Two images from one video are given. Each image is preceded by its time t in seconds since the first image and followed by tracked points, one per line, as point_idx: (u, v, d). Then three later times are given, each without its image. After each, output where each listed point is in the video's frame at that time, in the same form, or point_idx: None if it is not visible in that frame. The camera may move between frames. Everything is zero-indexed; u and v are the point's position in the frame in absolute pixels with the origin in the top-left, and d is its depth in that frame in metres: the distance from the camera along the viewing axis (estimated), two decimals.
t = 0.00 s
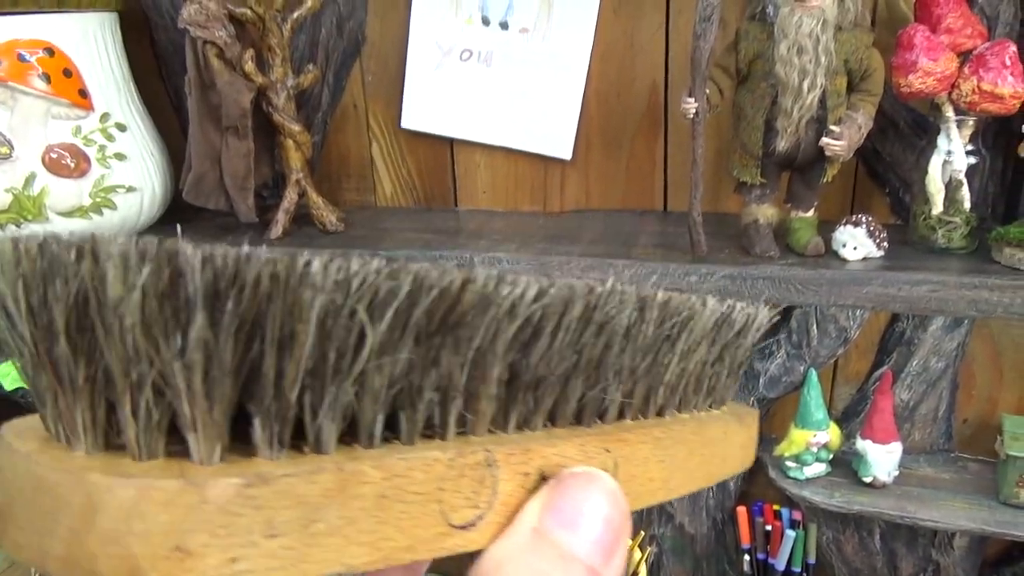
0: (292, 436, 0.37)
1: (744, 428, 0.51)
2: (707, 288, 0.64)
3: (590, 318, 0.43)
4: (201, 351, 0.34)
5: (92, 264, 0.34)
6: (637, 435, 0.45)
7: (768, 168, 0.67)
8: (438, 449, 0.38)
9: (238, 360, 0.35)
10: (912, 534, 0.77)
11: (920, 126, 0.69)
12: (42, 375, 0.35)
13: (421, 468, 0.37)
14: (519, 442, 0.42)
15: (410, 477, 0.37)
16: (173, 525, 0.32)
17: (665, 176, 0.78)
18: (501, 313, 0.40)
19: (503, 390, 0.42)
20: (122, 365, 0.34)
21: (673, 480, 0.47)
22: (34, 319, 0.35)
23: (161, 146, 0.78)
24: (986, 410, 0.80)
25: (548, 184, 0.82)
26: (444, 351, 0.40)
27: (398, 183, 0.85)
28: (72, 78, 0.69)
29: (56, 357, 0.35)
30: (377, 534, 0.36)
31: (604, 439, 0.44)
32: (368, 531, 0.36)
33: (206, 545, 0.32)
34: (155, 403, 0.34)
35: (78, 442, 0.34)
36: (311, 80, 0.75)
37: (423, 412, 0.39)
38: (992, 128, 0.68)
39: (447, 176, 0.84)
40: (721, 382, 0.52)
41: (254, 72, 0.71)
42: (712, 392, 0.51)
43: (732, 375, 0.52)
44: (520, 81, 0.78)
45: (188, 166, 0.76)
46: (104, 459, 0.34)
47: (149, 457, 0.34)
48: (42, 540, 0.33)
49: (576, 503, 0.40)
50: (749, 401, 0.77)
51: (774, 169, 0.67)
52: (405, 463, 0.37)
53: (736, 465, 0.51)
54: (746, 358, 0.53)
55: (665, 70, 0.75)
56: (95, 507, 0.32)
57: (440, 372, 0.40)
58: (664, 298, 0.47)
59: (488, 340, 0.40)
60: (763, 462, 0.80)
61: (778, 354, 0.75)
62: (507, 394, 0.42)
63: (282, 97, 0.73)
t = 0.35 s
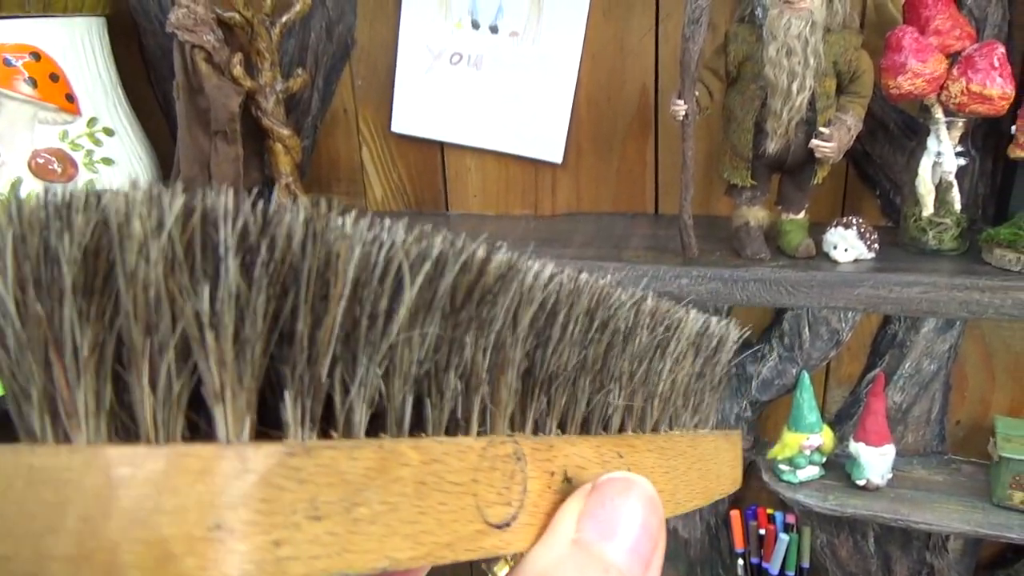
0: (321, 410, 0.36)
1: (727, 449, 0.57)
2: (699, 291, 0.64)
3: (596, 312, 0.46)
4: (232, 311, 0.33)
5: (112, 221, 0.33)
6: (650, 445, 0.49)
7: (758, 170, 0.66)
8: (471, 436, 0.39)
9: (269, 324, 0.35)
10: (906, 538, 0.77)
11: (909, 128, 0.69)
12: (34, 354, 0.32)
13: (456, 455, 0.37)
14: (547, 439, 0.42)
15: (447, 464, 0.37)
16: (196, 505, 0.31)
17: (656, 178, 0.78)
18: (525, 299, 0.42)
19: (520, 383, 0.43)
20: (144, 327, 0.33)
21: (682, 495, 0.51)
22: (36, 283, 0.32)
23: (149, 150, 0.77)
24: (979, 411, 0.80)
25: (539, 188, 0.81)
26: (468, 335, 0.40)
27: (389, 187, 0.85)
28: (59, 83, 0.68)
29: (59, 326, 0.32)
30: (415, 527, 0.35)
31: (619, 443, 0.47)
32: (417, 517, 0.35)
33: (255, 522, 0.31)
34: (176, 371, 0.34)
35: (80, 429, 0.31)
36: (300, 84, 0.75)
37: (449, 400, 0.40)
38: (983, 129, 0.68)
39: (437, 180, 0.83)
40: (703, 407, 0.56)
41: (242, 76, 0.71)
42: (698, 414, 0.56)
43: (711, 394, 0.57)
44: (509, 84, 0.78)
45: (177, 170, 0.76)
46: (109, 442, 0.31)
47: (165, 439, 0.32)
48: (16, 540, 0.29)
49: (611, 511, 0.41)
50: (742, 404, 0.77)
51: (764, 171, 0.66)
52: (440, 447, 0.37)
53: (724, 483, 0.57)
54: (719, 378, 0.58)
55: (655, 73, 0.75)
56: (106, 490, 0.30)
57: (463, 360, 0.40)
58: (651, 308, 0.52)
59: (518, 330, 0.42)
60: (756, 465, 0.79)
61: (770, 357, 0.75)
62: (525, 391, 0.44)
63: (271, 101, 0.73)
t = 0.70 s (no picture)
0: (325, 403, 0.34)
1: (698, 475, 0.59)
2: (695, 294, 0.64)
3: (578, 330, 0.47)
4: (252, 300, 0.32)
5: (136, 211, 0.32)
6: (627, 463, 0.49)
7: (753, 173, 0.67)
8: (467, 441, 0.37)
9: (285, 318, 0.34)
10: (902, 540, 0.77)
11: (903, 131, 0.70)
12: (46, 345, 0.31)
13: (456, 458, 0.36)
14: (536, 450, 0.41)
15: (447, 466, 0.36)
16: (219, 489, 0.29)
17: (651, 182, 0.78)
18: (519, 310, 0.42)
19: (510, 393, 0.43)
20: (164, 316, 0.32)
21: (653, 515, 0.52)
22: (54, 274, 0.31)
23: (143, 154, 0.77)
24: (973, 413, 0.80)
25: (534, 192, 0.81)
26: (468, 342, 0.40)
27: (384, 191, 0.85)
28: (52, 87, 0.68)
29: (78, 315, 0.31)
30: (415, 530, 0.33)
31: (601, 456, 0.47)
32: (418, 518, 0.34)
33: (270, 512, 0.30)
34: (193, 362, 0.32)
35: (90, 420, 0.30)
36: (295, 88, 0.75)
37: (447, 408, 0.39)
38: (975, 132, 0.69)
39: (432, 184, 0.83)
40: (669, 424, 0.60)
41: (237, 81, 0.70)
42: (665, 433, 0.59)
43: (677, 413, 0.60)
44: (504, 89, 0.78)
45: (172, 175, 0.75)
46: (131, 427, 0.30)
47: (179, 429, 0.31)
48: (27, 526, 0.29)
49: (597, 520, 0.41)
50: (737, 407, 0.77)
51: (758, 174, 0.67)
52: (441, 450, 0.35)
53: (693, 506, 0.58)
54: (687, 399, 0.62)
55: (649, 77, 0.75)
56: (123, 476, 0.28)
57: (460, 366, 0.40)
58: (631, 329, 0.54)
59: (512, 339, 0.42)
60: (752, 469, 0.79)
61: (766, 360, 0.75)
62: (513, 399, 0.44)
63: (266, 106, 0.73)
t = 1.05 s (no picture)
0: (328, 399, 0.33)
1: (667, 479, 0.60)
2: (692, 294, 0.64)
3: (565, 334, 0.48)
4: (265, 292, 0.31)
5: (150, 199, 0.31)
6: (603, 464, 0.50)
7: (749, 174, 0.67)
8: (460, 439, 0.36)
9: (292, 312, 0.33)
10: (899, 540, 0.77)
11: (899, 132, 0.70)
12: (55, 329, 0.30)
13: (451, 456, 0.35)
14: (523, 451, 0.41)
15: (443, 463, 0.34)
16: (231, 481, 0.27)
17: (648, 183, 0.78)
18: (513, 313, 0.43)
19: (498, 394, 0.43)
20: (179, 304, 0.30)
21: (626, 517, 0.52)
22: (67, 258, 0.30)
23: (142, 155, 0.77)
24: (970, 414, 0.80)
25: (531, 194, 0.82)
26: (462, 342, 0.40)
27: (382, 192, 0.85)
28: (50, 89, 0.68)
29: (91, 301, 0.30)
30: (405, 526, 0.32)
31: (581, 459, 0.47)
32: (411, 511, 0.32)
33: (280, 503, 0.28)
34: (205, 352, 0.31)
35: (98, 406, 0.29)
36: (292, 89, 0.75)
37: (441, 405, 0.38)
38: (971, 133, 0.69)
39: (429, 185, 0.83)
40: (643, 427, 0.61)
41: (234, 82, 0.71)
42: (639, 437, 0.60)
43: (650, 417, 0.61)
44: (500, 90, 0.78)
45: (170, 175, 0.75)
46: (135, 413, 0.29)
47: (188, 418, 0.29)
48: (18, 512, 0.27)
49: (579, 520, 0.41)
50: (735, 408, 0.77)
51: (755, 175, 0.67)
52: (437, 446, 0.34)
53: (661, 508, 0.59)
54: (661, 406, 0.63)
55: (646, 78, 0.76)
56: (135, 461, 0.27)
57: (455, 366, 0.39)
58: (612, 334, 0.55)
59: (505, 340, 0.42)
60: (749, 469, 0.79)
61: (763, 360, 0.75)
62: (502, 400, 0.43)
63: (263, 107, 0.73)
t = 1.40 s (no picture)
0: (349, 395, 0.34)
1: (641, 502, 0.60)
2: (688, 294, 0.64)
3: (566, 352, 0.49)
4: (313, 298, 0.32)
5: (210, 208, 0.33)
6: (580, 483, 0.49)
7: (745, 174, 0.67)
8: (468, 451, 0.38)
9: (335, 319, 0.33)
10: (895, 539, 0.77)
11: (894, 131, 0.70)
12: (109, 318, 0.32)
13: (460, 465, 0.37)
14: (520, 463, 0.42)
15: (453, 471, 0.36)
16: (254, 474, 0.28)
17: (644, 183, 0.79)
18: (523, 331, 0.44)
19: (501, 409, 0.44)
20: (232, 303, 0.31)
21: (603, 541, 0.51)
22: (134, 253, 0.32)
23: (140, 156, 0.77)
24: (966, 413, 0.80)
25: (527, 196, 0.82)
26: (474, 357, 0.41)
27: (378, 192, 0.85)
28: (46, 90, 0.68)
29: (148, 294, 0.32)
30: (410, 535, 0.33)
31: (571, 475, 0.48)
32: (421, 517, 0.34)
33: (313, 501, 0.29)
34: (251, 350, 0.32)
35: (143, 394, 0.29)
36: (288, 90, 0.75)
37: (452, 417, 0.39)
38: (966, 133, 0.69)
39: (426, 186, 0.83)
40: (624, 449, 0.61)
41: (231, 83, 0.71)
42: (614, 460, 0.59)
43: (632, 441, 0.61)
44: (496, 91, 0.79)
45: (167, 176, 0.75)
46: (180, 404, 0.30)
47: (229, 412, 0.30)
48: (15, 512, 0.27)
49: (569, 530, 0.41)
50: (731, 408, 0.77)
51: (751, 175, 0.67)
52: (449, 456, 0.36)
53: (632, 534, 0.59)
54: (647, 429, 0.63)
55: (642, 79, 0.76)
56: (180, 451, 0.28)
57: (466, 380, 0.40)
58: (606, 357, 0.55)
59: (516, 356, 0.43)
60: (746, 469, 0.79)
61: (759, 360, 0.75)
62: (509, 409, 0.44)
63: (260, 108, 0.73)
